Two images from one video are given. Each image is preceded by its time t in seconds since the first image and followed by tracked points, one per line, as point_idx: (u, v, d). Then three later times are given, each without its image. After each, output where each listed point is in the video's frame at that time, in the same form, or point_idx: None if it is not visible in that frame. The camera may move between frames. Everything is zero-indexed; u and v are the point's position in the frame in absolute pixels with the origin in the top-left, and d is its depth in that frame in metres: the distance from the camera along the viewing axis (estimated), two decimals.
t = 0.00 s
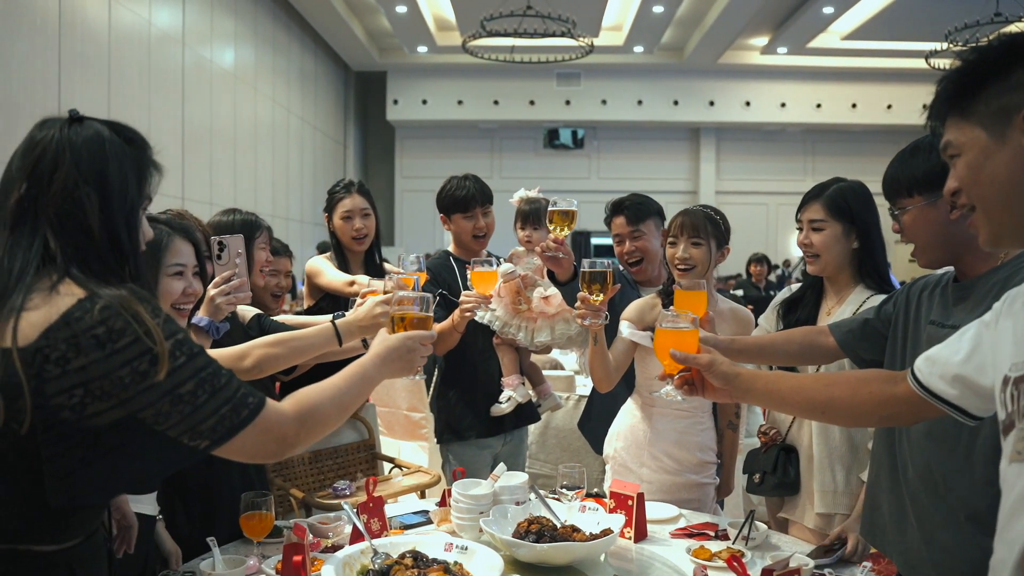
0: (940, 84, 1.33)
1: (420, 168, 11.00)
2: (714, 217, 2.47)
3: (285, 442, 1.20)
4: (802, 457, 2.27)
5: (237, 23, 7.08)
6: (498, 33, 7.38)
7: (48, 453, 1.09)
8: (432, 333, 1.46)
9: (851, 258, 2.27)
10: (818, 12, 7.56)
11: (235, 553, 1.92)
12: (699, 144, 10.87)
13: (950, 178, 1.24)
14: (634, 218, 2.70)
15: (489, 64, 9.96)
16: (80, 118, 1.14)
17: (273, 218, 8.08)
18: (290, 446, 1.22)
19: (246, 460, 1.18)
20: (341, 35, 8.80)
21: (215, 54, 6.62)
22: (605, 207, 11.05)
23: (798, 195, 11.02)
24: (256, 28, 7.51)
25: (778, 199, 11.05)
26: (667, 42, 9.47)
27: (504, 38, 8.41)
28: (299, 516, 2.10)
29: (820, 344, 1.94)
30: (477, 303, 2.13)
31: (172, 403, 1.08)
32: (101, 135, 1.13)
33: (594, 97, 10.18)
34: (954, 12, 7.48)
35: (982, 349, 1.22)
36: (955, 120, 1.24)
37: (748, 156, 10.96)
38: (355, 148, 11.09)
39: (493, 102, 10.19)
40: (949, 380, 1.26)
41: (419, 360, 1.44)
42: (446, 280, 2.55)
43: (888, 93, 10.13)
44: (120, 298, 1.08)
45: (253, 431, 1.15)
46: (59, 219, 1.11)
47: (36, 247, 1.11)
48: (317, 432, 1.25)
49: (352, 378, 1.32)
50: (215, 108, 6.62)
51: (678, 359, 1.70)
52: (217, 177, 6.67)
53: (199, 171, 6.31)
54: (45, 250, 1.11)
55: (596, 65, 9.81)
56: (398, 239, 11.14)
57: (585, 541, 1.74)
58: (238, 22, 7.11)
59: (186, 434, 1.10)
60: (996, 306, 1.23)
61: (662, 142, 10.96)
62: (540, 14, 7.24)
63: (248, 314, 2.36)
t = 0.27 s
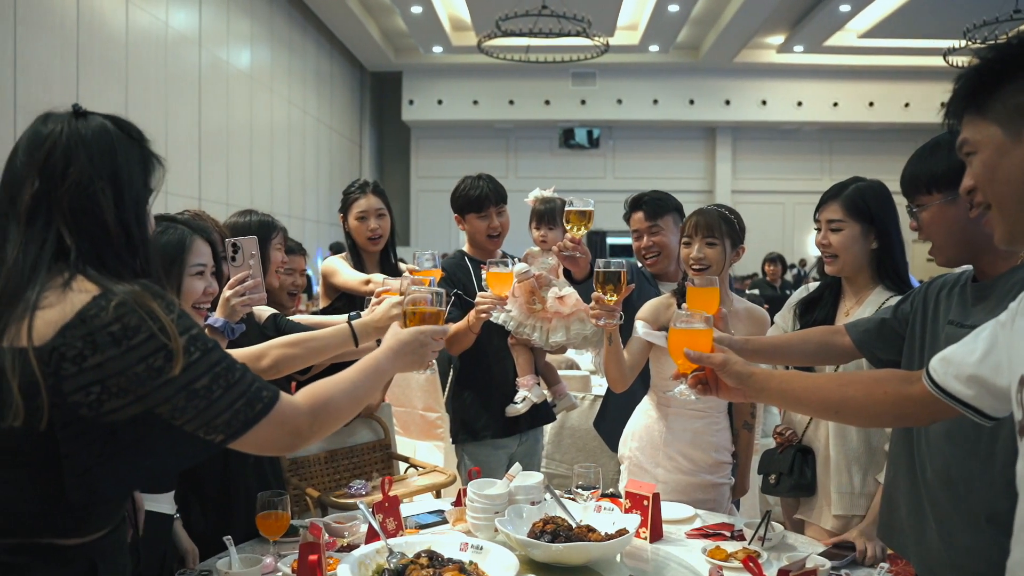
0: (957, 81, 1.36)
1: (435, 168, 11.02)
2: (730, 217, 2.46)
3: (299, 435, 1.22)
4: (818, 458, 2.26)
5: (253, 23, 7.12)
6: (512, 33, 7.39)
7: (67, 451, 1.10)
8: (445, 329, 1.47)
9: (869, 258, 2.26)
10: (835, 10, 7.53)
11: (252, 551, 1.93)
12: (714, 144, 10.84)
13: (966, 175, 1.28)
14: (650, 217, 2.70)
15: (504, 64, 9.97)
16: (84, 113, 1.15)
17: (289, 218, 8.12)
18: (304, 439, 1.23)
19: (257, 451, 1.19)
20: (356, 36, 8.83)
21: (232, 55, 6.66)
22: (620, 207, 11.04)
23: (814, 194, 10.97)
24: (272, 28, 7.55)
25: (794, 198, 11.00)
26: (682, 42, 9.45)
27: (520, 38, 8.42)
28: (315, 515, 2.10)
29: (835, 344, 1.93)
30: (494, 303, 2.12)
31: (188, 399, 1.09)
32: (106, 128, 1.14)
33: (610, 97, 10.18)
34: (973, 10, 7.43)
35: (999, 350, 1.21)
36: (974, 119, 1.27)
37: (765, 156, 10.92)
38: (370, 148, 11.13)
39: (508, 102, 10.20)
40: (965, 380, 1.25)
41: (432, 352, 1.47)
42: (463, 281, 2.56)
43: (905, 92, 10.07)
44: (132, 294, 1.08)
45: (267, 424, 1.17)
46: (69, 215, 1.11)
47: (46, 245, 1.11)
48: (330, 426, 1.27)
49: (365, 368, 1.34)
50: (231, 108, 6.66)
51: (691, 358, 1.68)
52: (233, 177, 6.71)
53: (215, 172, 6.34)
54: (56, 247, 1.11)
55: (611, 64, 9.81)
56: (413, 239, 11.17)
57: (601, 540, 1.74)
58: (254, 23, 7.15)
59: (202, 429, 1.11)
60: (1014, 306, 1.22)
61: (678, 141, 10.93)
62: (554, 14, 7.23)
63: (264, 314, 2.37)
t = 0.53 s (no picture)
0: (965, 77, 1.36)
1: (445, 168, 11.04)
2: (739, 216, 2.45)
3: (301, 434, 1.22)
4: (829, 458, 2.25)
5: (263, 25, 7.15)
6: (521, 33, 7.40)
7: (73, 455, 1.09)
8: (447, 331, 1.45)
9: (881, 258, 2.25)
10: (845, 8, 7.51)
11: (261, 551, 1.93)
12: (724, 142, 10.81)
13: (974, 174, 1.30)
14: (660, 217, 2.70)
15: (513, 64, 9.98)
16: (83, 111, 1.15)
17: (299, 218, 8.15)
18: (306, 438, 1.23)
19: (259, 451, 1.19)
20: (366, 37, 8.86)
21: (242, 57, 6.69)
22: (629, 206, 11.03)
23: (825, 193, 10.94)
24: (282, 29, 7.57)
25: (804, 197, 10.96)
26: (692, 40, 9.43)
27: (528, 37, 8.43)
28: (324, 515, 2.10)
29: (844, 342, 1.92)
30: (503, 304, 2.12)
31: (194, 402, 1.09)
32: (106, 127, 1.15)
33: (619, 96, 10.18)
34: (984, 7, 7.40)
35: (1008, 350, 1.22)
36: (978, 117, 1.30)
37: (775, 155, 10.88)
38: (380, 148, 11.16)
39: (518, 101, 10.21)
40: (971, 380, 1.25)
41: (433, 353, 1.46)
42: (473, 281, 2.56)
43: (917, 90, 10.02)
44: (135, 297, 1.08)
45: (270, 424, 1.17)
46: (69, 213, 1.10)
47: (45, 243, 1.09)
48: (331, 425, 1.27)
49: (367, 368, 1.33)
50: (242, 109, 6.69)
51: (699, 358, 1.66)
52: (243, 178, 6.74)
53: (225, 173, 6.37)
54: (55, 246, 1.09)
55: (621, 63, 9.80)
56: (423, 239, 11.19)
57: (610, 540, 1.73)
58: (264, 24, 7.17)
59: (207, 430, 1.11)
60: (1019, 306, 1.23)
61: (687, 141, 10.91)
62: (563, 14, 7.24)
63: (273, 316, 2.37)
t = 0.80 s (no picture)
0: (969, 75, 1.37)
1: (452, 168, 11.06)
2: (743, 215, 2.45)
3: (300, 433, 1.21)
4: (837, 458, 2.24)
5: (270, 26, 7.17)
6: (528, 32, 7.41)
7: (69, 466, 1.08)
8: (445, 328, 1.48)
9: (886, 257, 2.23)
10: (852, 6, 7.49)
11: (268, 551, 1.93)
12: (732, 141, 10.79)
13: (977, 171, 1.30)
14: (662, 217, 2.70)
15: (520, 64, 9.99)
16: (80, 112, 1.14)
17: (306, 219, 8.17)
18: (305, 438, 1.22)
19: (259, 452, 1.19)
20: (372, 37, 8.88)
21: (248, 58, 6.72)
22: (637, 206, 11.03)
23: (832, 191, 10.91)
24: (288, 31, 7.59)
25: (812, 195, 10.93)
26: (699, 39, 9.42)
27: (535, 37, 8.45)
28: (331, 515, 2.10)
29: (840, 332, 1.90)
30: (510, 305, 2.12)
31: (192, 409, 1.08)
32: (103, 129, 1.15)
33: (626, 95, 10.18)
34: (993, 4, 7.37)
35: (1013, 349, 1.21)
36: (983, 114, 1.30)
37: (783, 153, 10.85)
38: (387, 149, 11.18)
39: (524, 101, 10.22)
40: (976, 380, 1.24)
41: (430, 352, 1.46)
42: (479, 281, 2.56)
43: (925, 87, 9.98)
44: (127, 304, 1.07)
45: (269, 426, 1.16)
46: (62, 218, 1.09)
47: (37, 248, 1.07)
48: (330, 423, 1.26)
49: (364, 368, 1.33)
50: (249, 110, 6.72)
51: (701, 359, 1.65)
52: (251, 179, 6.76)
53: (232, 175, 6.40)
54: (47, 251, 1.08)
55: (627, 63, 9.80)
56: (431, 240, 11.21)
57: (616, 540, 1.72)
58: (271, 25, 7.20)
59: (207, 435, 1.10)
60: None
61: (694, 140, 10.88)
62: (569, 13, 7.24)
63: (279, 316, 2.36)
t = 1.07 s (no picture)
0: (974, 73, 1.36)
1: (460, 169, 11.07)
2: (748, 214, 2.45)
3: (305, 439, 1.19)
4: (844, 458, 2.22)
5: (277, 27, 7.19)
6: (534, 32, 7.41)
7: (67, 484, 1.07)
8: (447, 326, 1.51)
9: (891, 257, 2.22)
10: (860, 3, 7.46)
11: (276, 551, 1.93)
12: (740, 140, 10.76)
13: (982, 169, 1.30)
14: (666, 217, 2.71)
15: (527, 64, 9.99)
16: (88, 114, 1.11)
17: (314, 219, 8.19)
18: (311, 443, 1.20)
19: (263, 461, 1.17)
20: (379, 38, 8.90)
21: (255, 59, 6.73)
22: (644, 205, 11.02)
23: (841, 190, 10.87)
24: (295, 32, 7.60)
25: (820, 194, 10.90)
26: (706, 38, 9.40)
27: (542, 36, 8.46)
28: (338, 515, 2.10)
29: (837, 339, 1.90)
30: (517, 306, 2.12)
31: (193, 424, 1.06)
32: (111, 131, 1.12)
33: (633, 94, 10.18)
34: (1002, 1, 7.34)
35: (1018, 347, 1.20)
36: (989, 113, 1.29)
37: (791, 152, 10.82)
38: (395, 149, 11.20)
39: (531, 101, 10.23)
40: (982, 379, 1.23)
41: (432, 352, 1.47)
42: (486, 281, 2.56)
43: (934, 85, 9.94)
44: (124, 319, 1.04)
45: (274, 435, 1.14)
46: (60, 227, 1.06)
47: (35, 260, 1.06)
48: (336, 427, 1.24)
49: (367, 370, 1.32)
50: (256, 111, 6.73)
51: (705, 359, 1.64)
52: (258, 181, 6.78)
53: (240, 177, 6.41)
54: (45, 263, 1.06)
55: (635, 62, 9.80)
56: (439, 240, 11.23)
57: (623, 541, 1.72)
58: (278, 26, 7.22)
59: (210, 448, 1.08)
60: None
61: (702, 139, 10.86)
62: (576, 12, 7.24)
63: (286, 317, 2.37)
